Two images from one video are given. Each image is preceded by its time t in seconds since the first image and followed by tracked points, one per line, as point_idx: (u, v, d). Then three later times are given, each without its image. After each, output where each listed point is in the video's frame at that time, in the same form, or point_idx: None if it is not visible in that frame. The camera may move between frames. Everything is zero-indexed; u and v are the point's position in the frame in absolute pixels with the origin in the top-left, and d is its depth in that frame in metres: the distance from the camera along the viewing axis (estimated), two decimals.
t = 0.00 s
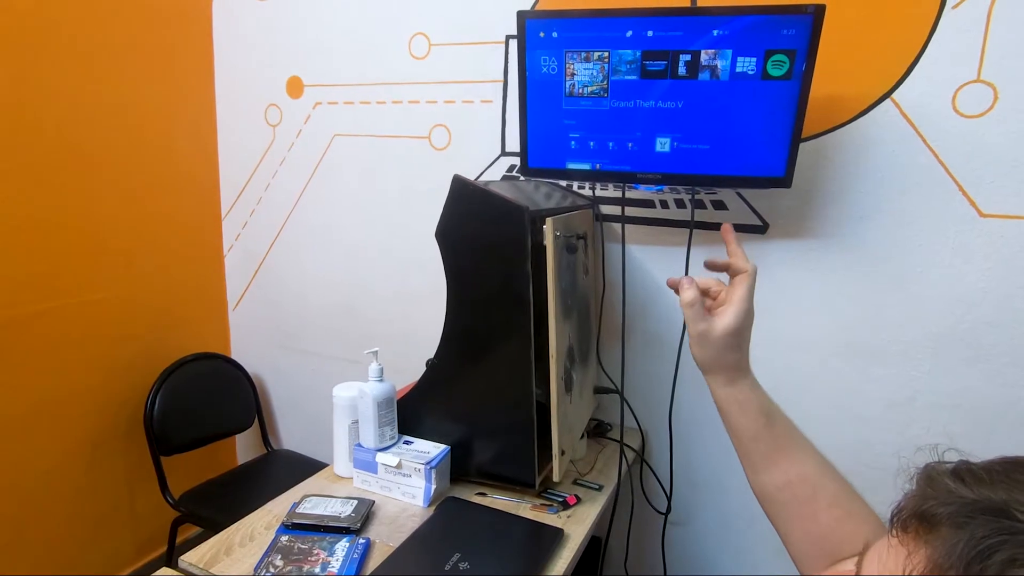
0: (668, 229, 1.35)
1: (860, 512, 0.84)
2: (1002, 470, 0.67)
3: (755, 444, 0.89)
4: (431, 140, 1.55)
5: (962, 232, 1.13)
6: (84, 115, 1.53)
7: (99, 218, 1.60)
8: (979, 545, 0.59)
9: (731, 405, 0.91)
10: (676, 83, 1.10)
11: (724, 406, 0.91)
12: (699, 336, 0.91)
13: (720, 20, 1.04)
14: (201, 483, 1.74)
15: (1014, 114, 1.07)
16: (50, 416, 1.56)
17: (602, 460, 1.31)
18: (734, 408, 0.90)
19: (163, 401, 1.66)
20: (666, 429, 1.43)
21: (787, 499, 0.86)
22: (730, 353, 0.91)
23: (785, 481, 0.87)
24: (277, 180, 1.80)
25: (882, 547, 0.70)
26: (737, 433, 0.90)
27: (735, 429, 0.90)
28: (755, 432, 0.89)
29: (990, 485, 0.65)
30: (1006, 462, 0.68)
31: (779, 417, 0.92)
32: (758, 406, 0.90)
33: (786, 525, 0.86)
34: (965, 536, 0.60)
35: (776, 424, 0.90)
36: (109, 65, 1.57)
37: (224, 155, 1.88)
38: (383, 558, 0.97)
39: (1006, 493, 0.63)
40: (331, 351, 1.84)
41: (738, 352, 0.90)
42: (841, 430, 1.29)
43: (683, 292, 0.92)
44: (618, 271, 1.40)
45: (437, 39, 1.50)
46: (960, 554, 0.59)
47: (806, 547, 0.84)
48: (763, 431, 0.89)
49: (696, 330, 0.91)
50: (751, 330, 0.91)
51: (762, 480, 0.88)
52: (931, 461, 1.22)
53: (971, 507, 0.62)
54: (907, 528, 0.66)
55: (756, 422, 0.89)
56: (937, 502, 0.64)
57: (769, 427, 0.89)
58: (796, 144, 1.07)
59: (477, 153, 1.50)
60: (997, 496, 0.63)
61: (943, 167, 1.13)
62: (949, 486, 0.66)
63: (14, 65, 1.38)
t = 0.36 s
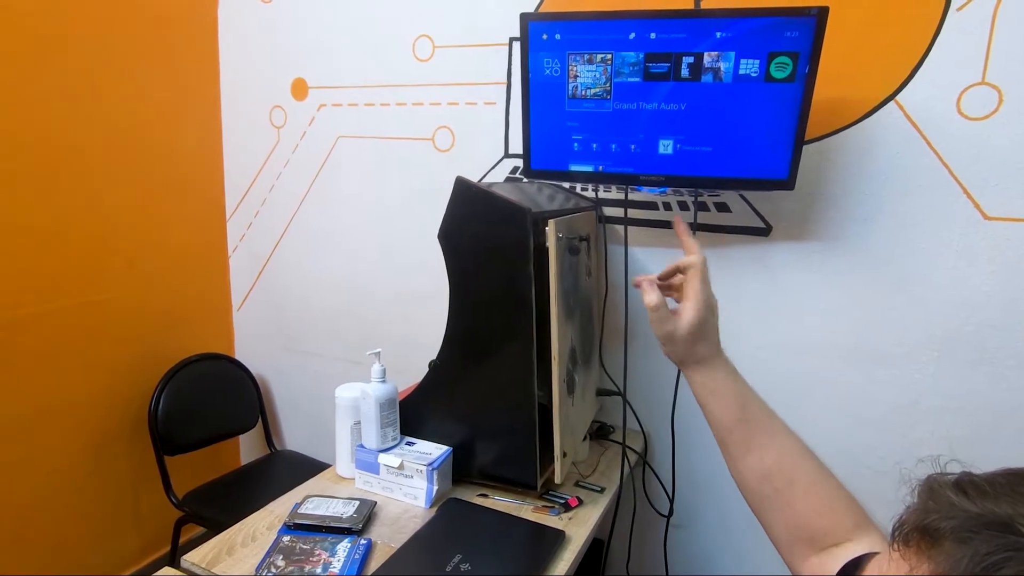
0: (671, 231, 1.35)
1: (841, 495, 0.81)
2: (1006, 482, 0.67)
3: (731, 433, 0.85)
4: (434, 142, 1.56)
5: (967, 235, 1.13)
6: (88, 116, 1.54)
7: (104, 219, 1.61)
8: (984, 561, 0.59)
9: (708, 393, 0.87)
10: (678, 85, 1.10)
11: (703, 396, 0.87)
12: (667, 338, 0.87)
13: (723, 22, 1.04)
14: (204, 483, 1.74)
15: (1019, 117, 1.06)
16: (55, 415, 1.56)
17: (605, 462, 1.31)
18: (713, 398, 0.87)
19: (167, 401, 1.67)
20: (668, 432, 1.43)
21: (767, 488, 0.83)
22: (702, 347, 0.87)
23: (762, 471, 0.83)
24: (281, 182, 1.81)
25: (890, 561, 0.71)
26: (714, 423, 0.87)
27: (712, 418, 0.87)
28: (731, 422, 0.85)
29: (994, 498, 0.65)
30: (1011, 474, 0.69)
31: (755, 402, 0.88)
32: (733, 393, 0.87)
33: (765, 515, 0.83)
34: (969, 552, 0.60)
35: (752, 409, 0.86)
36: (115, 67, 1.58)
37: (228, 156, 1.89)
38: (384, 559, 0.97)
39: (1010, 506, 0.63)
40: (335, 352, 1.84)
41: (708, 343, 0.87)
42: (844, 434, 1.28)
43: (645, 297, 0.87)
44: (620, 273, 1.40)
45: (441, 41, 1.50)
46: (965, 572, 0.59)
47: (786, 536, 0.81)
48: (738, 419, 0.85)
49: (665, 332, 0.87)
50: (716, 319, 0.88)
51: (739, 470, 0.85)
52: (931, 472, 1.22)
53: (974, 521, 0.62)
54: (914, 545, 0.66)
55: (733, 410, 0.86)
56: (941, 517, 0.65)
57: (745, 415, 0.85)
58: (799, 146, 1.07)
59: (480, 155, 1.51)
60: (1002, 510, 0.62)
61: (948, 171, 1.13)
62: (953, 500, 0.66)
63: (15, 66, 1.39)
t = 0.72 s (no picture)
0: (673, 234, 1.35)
1: (834, 488, 0.80)
2: (972, 487, 0.71)
3: (727, 421, 0.84)
4: (438, 144, 1.57)
5: (970, 238, 1.13)
6: (94, 118, 1.55)
7: (110, 220, 1.62)
8: (953, 563, 0.62)
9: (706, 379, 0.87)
10: (681, 88, 1.10)
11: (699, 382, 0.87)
12: (658, 317, 0.91)
13: (726, 26, 1.04)
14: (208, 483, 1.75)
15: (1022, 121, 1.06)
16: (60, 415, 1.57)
17: (607, 464, 1.31)
18: (709, 383, 0.87)
19: (171, 402, 1.68)
20: (670, 434, 1.43)
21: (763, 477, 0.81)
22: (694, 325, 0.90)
23: (759, 456, 0.81)
24: (286, 183, 1.82)
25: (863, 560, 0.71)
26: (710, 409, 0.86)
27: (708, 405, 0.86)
28: (727, 408, 0.85)
29: (961, 502, 0.69)
30: (975, 479, 0.72)
31: (750, 388, 0.88)
32: (730, 379, 0.87)
33: (762, 504, 0.81)
34: (938, 554, 0.63)
35: (748, 397, 0.86)
36: (122, 69, 1.60)
37: (233, 158, 1.90)
38: (385, 559, 0.97)
39: (976, 510, 0.67)
40: (338, 354, 1.85)
41: (699, 324, 0.90)
42: (846, 438, 1.28)
43: (632, 281, 0.93)
44: (622, 274, 1.40)
45: (445, 44, 1.51)
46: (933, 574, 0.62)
47: (784, 525, 0.78)
48: (735, 406, 0.85)
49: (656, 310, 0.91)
50: (704, 299, 0.93)
51: (736, 457, 0.83)
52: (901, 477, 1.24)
53: (943, 525, 0.65)
54: (881, 547, 0.69)
55: (728, 396, 0.85)
56: (910, 521, 0.68)
57: (742, 402, 0.85)
58: (802, 150, 1.07)
59: (483, 157, 1.51)
60: (968, 515, 0.66)
61: (950, 174, 1.13)
62: (922, 504, 0.69)
63: (21, 70, 1.40)
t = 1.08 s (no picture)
0: (675, 237, 1.35)
1: (834, 489, 0.79)
2: (975, 484, 0.71)
3: (727, 422, 0.84)
4: (441, 147, 1.57)
5: (972, 243, 1.13)
6: (99, 120, 1.57)
7: (114, 221, 1.63)
8: (960, 565, 0.62)
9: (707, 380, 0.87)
10: (683, 93, 1.11)
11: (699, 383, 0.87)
12: (663, 316, 0.89)
13: (728, 30, 1.05)
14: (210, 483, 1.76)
15: None
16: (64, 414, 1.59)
17: (608, 466, 1.32)
18: (709, 385, 0.86)
19: (175, 402, 1.69)
20: (671, 438, 1.43)
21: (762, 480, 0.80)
22: (698, 327, 0.89)
23: (756, 459, 0.81)
24: (290, 185, 1.83)
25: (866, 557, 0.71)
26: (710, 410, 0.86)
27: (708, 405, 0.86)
28: (726, 409, 0.85)
29: (965, 499, 0.69)
30: (977, 475, 0.72)
31: (751, 391, 0.87)
32: (731, 380, 0.86)
33: (761, 505, 0.81)
34: (945, 555, 0.63)
35: (748, 398, 0.85)
36: (127, 72, 1.61)
37: (238, 160, 1.91)
38: (387, 559, 0.98)
39: (981, 507, 0.66)
40: (341, 355, 1.85)
41: (705, 328, 0.89)
42: (848, 442, 1.28)
43: (642, 278, 0.91)
44: (624, 278, 1.41)
45: (449, 48, 1.52)
46: None
47: (783, 528, 0.78)
48: (734, 407, 0.84)
49: (661, 310, 0.89)
50: (709, 304, 0.91)
51: (735, 459, 0.83)
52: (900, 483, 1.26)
53: (947, 524, 0.65)
54: (885, 547, 0.68)
55: (727, 397, 0.85)
56: (915, 520, 0.67)
57: (741, 403, 0.84)
58: (803, 154, 1.07)
59: (487, 160, 1.52)
60: (972, 513, 0.66)
61: (953, 179, 1.13)
62: (926, 503, 0.69)
63: (27, 73, 1.41)
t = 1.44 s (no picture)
0: (676, 239, 1.35)
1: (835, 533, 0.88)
2: (834, 515, 0.71)
3: (736, 466, 0.94)
4: (444, 148, 1.58)
5: (973, 247, 1.13)
6: (103, 122, 1.58)
7: (116, 222, 1.64)
8: None
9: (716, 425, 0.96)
10: (684, 95, 1.11)
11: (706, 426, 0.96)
12: (679, 359, 0.95)
13: (729, 34, 1.05)
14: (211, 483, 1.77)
15: None
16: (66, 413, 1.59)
17: (608, 467, 1.32)
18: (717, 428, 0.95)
19: (176, 401, 1.69)
20: (672, 439, 1.43)
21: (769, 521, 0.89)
22: (711, 373, 0.95)
23: (763, 502, 0.90)
24: (292, 186, 1.83)
25: None
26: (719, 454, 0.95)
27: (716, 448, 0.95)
28: (735, 454, 0.94)
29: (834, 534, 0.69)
30: (832, 504, 0.73)
31: (756, 439, 0.97)
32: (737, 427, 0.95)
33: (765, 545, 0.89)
34: None
35: (754, 445, 0.95)
36: (130, 73, 1.61)
37: (240, 160, 1.91)
38: (388, 559, 0.98)
39: (851, 543, 0.67)
40: (343, 355, 1.86)
41: (718, 375, 0.95)
42: (849, 444, 1.28)
43: (662, 317, 0.96)
44: (625, 279, 1.41)
45: (452, 49, 1.53)
46: None
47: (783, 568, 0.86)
48: (742, 454, 0.94)
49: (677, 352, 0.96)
50: (727, 350, 0.96)
51: (744, 501, 0.92)
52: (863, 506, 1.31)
53: None
54: None
55: (735, 443, 0.94)
56: None
57: (748, 449, 0.94)
58: (804, 157, 1.07)
59: (488, 162, 1.52)
60: (850, 553, 0.66)
61: (954, 183, 1.13)
62: (807, 555, 0.69)
63: (30, 73, 1.42)
